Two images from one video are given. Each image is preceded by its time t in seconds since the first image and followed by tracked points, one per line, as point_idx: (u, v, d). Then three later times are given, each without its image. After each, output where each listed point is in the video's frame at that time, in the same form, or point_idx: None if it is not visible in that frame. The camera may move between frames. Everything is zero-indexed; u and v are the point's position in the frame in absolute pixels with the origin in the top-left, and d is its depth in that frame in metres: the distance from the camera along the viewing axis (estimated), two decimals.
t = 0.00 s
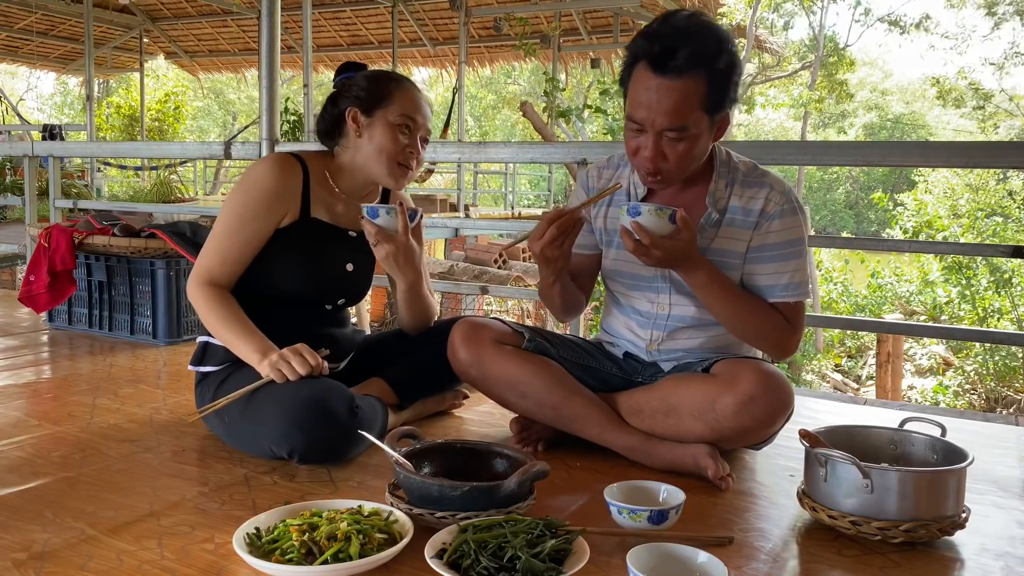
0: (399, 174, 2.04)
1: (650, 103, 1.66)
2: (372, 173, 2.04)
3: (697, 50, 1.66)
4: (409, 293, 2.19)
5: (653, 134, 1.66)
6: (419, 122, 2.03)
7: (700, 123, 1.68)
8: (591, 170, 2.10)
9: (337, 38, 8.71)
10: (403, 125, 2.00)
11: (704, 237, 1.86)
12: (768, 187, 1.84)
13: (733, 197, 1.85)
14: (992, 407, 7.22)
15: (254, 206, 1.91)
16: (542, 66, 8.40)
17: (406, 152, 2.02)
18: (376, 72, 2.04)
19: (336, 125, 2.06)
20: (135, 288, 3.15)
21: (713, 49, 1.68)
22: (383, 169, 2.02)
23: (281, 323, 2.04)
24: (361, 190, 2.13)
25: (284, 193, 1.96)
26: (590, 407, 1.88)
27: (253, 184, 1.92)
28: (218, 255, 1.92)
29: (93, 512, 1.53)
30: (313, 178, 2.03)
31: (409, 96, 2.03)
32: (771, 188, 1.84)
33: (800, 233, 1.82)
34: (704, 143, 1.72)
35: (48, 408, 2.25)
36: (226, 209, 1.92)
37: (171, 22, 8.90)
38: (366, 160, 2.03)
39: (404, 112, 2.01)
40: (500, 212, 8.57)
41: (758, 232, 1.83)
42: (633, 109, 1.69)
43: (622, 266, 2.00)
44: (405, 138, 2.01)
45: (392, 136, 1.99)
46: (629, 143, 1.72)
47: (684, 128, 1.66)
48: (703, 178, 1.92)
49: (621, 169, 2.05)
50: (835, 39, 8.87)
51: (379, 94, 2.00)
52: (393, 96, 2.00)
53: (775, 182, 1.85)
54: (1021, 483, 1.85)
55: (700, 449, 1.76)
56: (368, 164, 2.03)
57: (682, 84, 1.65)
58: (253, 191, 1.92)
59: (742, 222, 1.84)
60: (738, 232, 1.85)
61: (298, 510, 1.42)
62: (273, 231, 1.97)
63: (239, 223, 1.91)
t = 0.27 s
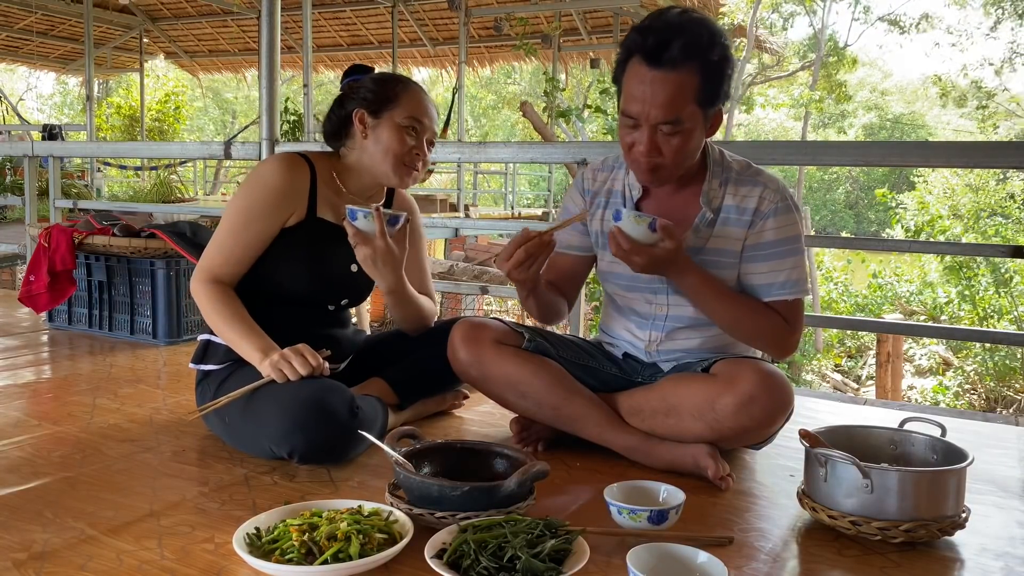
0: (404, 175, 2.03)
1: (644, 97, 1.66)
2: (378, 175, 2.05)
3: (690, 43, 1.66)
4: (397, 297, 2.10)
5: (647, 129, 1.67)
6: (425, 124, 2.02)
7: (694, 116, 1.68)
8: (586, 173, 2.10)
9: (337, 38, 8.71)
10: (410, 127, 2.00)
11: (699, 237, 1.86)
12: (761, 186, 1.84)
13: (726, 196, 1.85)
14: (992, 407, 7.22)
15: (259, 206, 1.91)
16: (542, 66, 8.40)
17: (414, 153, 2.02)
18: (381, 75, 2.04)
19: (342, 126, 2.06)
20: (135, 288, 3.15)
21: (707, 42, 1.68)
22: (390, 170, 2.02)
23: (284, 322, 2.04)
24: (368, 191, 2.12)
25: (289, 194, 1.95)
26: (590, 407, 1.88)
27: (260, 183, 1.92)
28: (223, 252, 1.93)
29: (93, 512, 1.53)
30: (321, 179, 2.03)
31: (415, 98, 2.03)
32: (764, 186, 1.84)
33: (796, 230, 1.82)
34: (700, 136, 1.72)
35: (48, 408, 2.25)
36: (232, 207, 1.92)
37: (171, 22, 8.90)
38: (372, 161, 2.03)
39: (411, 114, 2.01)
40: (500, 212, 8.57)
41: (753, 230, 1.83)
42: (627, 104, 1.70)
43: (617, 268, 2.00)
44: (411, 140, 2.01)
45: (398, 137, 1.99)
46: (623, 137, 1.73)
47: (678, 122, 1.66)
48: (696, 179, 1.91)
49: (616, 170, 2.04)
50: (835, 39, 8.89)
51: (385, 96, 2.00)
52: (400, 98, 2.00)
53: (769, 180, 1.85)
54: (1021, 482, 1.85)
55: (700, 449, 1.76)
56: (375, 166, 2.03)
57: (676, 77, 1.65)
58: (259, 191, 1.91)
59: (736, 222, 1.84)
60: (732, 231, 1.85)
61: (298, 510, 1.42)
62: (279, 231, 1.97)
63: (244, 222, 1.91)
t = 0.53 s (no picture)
0: (399, 178, 2.02)
1: (631, 83, 1.71)
2: (372, 176, 2.03)
3: (675, 30, 1.72)
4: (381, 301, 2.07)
5: (636, 114, 1.70)
6: (419, 124, 2.00)
7: (682, 102, 1.72)
8: (578, 172, 2.10)
9: (337, 38, 8.71)
10: (403, 126, 1.98)
11: (689, 237, 1.88)
12: (750, 182, 1.85)
13: (716, 194, 1.86)
14: (992, 407, 7.22)
15: (256, 206, 1.91)
16: (542, 66, 8.40)
17: (407, 155, 1.99)
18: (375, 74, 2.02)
19: (337, 126, 2.05)
20: (135, 288, 3.15)
21: (691, 28, 1.74)
22: (384, 173, 2.00)
23: (283, 323, 2.04)
24: (362, 193, 2.12)
25: (284, 194, 1.95)
26: (589, 408, 1.88)
27: (255, 184, 1.92)
28: (222, 254, 1.93)
29: (93, 512, 1.53)
30: (317, 179, 2.02)
31: (411, 97, 2.01)
32: (753, 183, 1.85)
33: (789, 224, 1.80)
34: (688, 123, 1.75)
35: (48, 408, 2.25)
36: (229, 209, 1.92)
37: (171, 22, 8.91)
38: (365, 161, 2.01)
39: (406, 114, 1.98)
40: (500, 212, 8.57)
41: (743, 227, 1.83)
42: (615, 91, 1.74)
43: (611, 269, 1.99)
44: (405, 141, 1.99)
45: (392, 138, 1.97)
46: (612, 126, 1.77)
47: (666, 107, 1.70)
48: (687, 176, 1.91)
49: (608, 170, 2.05)
50: (836, 39, 8.88)
51: (378, 95, 1.99)
52: (394, 98, 1.98)
53: (758, 177, 1.86)
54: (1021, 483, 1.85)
55: (700, 449, 1.76)
56: (369, 168, 2.01)
57: (661, 62, 1.70)
58: (255, 192, 1.91)
59: (725, 219, 1.85)
60: (722, 229, 1.86)
61: (298, 510, 1.42)
62: (276, 231, 1.97)
63: (242, 223, 1.91)
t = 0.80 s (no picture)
0: (393, 175, 2.00)
1: (624, 70, 1.73)
2: (366, 174, 2.02)
3: (670, 17, 1.74)
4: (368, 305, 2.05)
5: (628, 101, 1.73)
6: (406, 123, 1.98)
7: (675, 89, 1.74)
8: (573, 169, 2.10)
9: (337, 38, 8.71)
10: (390, 126, 1.96)
11: (675, 237, 1.87)
12: (737, 182, 1.85)
13: (702, 193, 1.85)
14: (992, 407, 7.23)
15: (252, 208, 1.92)
16: (542, 66, 8.40)
17: (396, 154, 1.98)
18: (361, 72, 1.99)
19: (326, 126, 2.03)
20: (135, 288, 3.15)
21: (686, 16, 1.76)
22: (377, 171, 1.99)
23: (281, 323, 2.04)
24: (357, 191, 2.10)
25: (279, 195, 1.95)
26: (588, 409, 1.88)
27: (251, 186, 1.92)
28: (218, 257, 1.93)
29: (93, 512, 1.53)
30: (309, 179, 2.02)
31: (401, 94, 1.98)
32: (740, 182, 1.84)
33: (773, 224, 1.79)
34: (681, 111, 1.78)
35: (48, 408, 2.25)
36: (225, 212, 1.92)
37: (171, 22, 8.90)
38: (356, 161, 2.00)
39: (392, 114, 1.96)
40: (500, 212, 8.58)
41: (729, 228, 1.83)
42: (609, 78, 1.76)
43: (603, 269, 2.00)
44: (393, 139, 1.97)
45: (380, 137, 1.96)
46: (604, 113, 1.79)
47: (658, 94, 1.72)
48: (674, 176, 1.90)
49: (602, 168, 2.05)
50: (837, 38, 8.87)
51: (365, 95, 1.96)
52: (380, 97, 1.96)
53: (745, 176, 1.85)
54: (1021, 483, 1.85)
55: (699, 449, 1.76)
56: (362, 166, 2.00)
57: (654, 49, 1.73)
58: (250, 194, 1.91)
59: (711, 219, 1.85)
60: (708, 229, 1.85)
61: (298, 510, 1.42)
62: (272, 232, 1.97)
63: (238, 225, 1.92)
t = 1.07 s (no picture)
0: (385, 175, 1.99)
1: (629, 72, 1.73)
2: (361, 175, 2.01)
3: (676, 20, 1.75)
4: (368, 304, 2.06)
5: (633, 104, 1.73)
6: (396, 121, 1.97)
7: (680, 93, 1.74)
8: (575, 168, 2.10)
9: (337, 38, 8.71)
10: (379, 125, 1.96)
11: (681, 235, 1.88)
12: (744, 178, 1.86)
13: (709, 191, 1.86)
14: (992, 407, 7.22)
15: (251, 209, 1.91)
16: (542, 66, 8.39)
17: (387, 152, 1.97)
18: (351, 71, 1.99)
19: (320, 127, 2.05)
20: (135, 288, 3.15)
21: (692, 18, 1.76)
22: (369, 169, 1.98)
23: (282, 323, 2.04)
24: (354, 192, 2.10)
25: (278, 196, 1.95)
26: (588, 409, 1.89)
27: (249, 186, 1.92)
28: (217, 259, 1.92)
29: (93, 512, 1.53)
30: (309, 180, 2.02)
31: (391, 92, 1.98)
32: (747, 178, 1.86)
33: (778, 221, 1.81)
34: (686, 115, 1.78)
35: (48, 408, 2.25)
36: (224, 213, 1.92)
37: (171, 22, 8.90)
38: (349, 161, 2.00)
39: (380, 113, 1.96)
40: (500, 212, 8.58)
41: (734, 224, 1.84)
42: (613, 80, 1.77)
43: (605, 269, 1.99)
44: (384, 137, 1.97)
45: (371, 135, 1.95)
46: (608, 115, 1.79)
47: (663, 97, 1.72)
48: (682, 174, 1.91)
49: (606, 167, 2.05)
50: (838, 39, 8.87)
51: (354, 94, 1.97)
52: (367, 96, 1.96)
53: (753, 172, 1.86)
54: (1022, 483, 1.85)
55: (700, 450, 1.76)
56: (355, 165, 2.00)
57: (660, 51, 1.73)
58: (249, 196, 1.91)
59: (717, 216, 1.85)
60: (716, 227, 1.86)
61: (298, 510, 1.42)
62: (272, 233, 1.97)
63: (237, 225, 1.91)
